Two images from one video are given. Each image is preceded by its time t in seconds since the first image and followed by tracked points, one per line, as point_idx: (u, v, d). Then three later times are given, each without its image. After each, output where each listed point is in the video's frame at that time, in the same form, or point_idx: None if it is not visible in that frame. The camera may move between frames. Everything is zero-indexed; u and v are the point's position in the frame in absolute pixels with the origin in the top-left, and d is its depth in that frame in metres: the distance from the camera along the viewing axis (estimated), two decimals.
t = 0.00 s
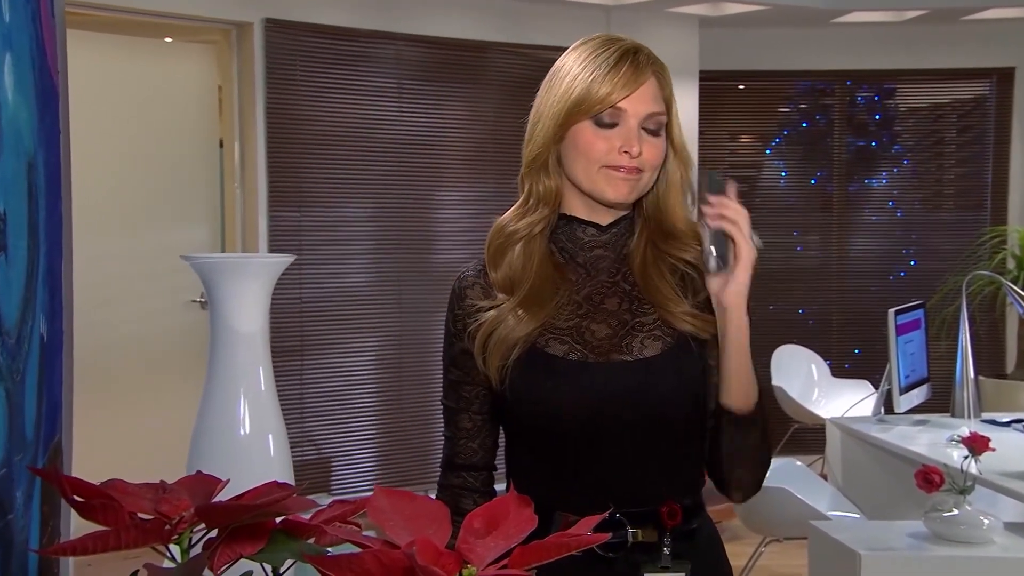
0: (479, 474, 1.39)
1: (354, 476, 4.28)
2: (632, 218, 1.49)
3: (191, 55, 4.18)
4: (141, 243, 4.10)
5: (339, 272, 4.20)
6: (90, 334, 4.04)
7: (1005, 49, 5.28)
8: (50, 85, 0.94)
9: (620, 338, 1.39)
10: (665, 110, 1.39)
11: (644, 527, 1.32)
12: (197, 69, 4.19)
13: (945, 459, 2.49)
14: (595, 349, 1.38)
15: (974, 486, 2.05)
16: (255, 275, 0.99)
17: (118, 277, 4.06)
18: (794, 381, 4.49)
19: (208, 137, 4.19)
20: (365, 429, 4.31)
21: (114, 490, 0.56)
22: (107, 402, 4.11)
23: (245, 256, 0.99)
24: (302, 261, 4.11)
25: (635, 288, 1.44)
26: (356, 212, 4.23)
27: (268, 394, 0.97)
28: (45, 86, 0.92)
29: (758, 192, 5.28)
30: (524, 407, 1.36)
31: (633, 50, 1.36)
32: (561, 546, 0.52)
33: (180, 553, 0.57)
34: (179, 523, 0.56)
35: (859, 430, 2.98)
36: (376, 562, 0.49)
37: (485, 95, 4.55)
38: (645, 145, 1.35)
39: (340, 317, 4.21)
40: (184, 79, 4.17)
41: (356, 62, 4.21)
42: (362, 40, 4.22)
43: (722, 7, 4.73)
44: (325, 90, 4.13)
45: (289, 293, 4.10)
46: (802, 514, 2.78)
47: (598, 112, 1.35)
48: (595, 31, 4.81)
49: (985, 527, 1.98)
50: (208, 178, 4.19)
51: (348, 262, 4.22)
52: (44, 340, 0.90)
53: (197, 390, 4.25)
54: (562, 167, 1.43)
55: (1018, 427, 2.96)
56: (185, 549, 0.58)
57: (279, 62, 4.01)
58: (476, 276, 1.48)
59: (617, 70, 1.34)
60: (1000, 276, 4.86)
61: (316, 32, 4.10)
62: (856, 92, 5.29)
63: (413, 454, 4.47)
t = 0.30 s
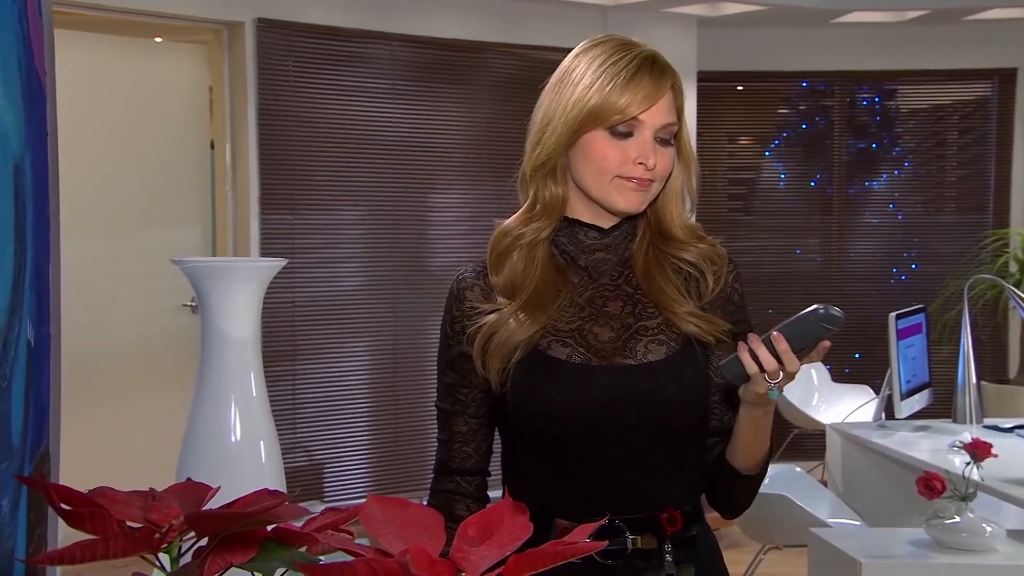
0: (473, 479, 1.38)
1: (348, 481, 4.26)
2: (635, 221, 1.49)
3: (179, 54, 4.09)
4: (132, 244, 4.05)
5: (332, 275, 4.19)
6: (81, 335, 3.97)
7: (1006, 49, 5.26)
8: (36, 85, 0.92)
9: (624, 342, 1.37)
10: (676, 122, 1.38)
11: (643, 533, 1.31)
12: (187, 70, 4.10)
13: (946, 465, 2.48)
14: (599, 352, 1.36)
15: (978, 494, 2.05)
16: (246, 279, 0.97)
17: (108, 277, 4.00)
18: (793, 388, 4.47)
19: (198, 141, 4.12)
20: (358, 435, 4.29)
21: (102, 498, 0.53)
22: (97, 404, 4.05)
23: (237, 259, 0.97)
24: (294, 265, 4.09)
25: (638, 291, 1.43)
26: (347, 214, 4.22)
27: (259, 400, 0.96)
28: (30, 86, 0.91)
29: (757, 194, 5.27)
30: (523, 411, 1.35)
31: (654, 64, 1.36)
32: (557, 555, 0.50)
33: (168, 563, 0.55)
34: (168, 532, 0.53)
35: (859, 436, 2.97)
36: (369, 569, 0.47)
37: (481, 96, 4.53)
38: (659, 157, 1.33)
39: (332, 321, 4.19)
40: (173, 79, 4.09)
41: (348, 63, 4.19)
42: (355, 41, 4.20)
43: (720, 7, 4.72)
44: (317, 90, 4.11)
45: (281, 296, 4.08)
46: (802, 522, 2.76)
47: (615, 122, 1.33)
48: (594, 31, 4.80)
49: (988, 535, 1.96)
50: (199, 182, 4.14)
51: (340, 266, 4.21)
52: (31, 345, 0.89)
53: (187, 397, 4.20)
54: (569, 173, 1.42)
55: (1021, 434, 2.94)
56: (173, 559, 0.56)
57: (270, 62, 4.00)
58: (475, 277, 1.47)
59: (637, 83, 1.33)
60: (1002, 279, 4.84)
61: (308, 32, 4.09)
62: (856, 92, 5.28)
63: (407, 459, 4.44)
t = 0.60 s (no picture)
0: (467, 487, 1.36)
1: (339, 490, 4.24)
2: (636, 227, 1.48)
3: (169, 55, 4.06)
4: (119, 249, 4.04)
5: (325, 281, 4.18)
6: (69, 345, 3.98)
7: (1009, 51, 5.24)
8: (24, 90, 0.91)
9: (624, 348, 1.35)
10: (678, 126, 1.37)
11: (643, 542, 1.30)
12: (174, 72, 4.07)
13: (947, 474, 2.47)
14: (598, 358, 1.34)
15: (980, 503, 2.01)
16: (235, 285, 0.97)
17: (96, 284, 4.00)
18: (793, 394, 4.46)
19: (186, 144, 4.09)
20: (350, 443, 4.28)
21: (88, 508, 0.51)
22: (85, 412, 4.05)
23: (227, 265, 0.97)
24: (285, 271, 4.08)
25: (640, 294, 1.42)
26: (341, 218, 4.20)
27: (250, 406, 0.95)
28: (17, 91, 0.89)
29: (756, 199, 5.27)
30: (520, 416, 1.33)
31: (656, 67, 1.34)
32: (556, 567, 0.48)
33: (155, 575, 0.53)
34: (155, 542, 0.51)
35: (861, 445, 2.95)
36: None
37: (475, 98, 4.51)
38: (659, 162, 1.32)
39: (323, 327, 4.17)
40: (162, 84, 4.07)
41: (340, 65, 4.16)
42: (348, 42, 4.17)
43: (719, 8, 4.70)
44: (309, 92, 4.09)
45: (271, 302, 4.06)
46: (802, 532, 2.74)
47: (615, 126, 1.32)
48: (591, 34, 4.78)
49: (988, 544, 1.95)
50: (187, 187, 4.09)
51: (330, 271, 4.19)
52: (17, 353, 0.87)
53: (172, 407, 4.19)
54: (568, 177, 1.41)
55: None
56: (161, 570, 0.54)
57: (262, 64, 3.97)
58: (473, 281, 1.45)
59: (639, 86, 1.32)
60: (1004, 285, 4.83)
61: (300, 33, 4.06)
62: (856, 94, 5.26)
63: (399, 467, 4.42)
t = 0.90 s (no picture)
0: (461, 492, 1.35)
1: (332, 497, 4.22)
2: (634, 228, 1.46)
3: (163, 56, 4.10)
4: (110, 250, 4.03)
5: (317, 283, 4.15)
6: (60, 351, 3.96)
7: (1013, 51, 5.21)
8: (11, 88, 0.89)
9: (621, 351, 1.34)
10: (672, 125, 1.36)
11: (641, 549, 1.28)
12: (169, 71, 4.10)
13: (950, 480, 2.46)
14: (595, 361, 1.33)
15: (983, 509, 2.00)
16: (227, 289, 0.99)
17: (84, 287, 3.98)
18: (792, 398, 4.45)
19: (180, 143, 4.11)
20: (344, 449, 4.26)
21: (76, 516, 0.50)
22: (73, 418, 4.02)
23: (217, 270, 0.98)
24: (277, 274, 4.06)
25: (639, 294, 1.41)
26: (334, 220, 4.18)
27: (241, 413, 0.97)
28: (3, 89, 0.87)
29: (755, 201, 5.26)
30: (516, 421, 1.31)
31: (646, 64, 1.33)
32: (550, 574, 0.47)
33: None
34: (145, 551, 0.50)
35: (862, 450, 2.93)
36: None
37: (472, 98, 4.49)
38: (654, 161, 1.30)
39: (315, 331, 4.15)
40: (155, 83, 4.10)
41: (334, 64, 4.14)
42: (341, 41, 4.15)
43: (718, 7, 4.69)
44: (302, 92, 4.07)
45: (263, 306, 4.03)
46: (802, 538, 2.73)
47: (607, 126, 1.31)
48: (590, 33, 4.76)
49: (993, 552, 1.93)
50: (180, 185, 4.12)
51: (323, 275, 4.17)
52: (3, 356, 0.85)
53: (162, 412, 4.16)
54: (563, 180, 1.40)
55: None
56: None
57: (255, 63, 3.94)
58: (468, 284, 1.44)
59: (630, 84, 1.30)
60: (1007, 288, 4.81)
61: (293, 32, 4.04)
62: (857, 95, 5.25)
63: (394, 474, 4.40)
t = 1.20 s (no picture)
0: (454, 498, 1.33)
1: (324, 503, 4.20)
2: (630, 229, 1.45)
3: (150, 53, 4.04)
4: (97, 252, 3.97)
5: (308, 286, 4.14)
6: (47, 356, 3.91)
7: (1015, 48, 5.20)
8: None
9: (616, 353, 1.33)
10: (666, 125, 1.34)
11: (639, 556, 1.26)
12: (155, 69, 4.05)
13: (953, 486, 2.45)
14: (590, 364, 1.32)
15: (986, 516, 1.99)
16: (220, 291, 1.02)
17: (81, 289, 3.94)
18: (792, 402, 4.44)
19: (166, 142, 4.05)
20: (337, 453, 4.24)
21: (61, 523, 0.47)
22: (59, 425, 3.97)
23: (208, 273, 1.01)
24: (267, 276, 4.04)
25: (635, 294, 1.40)
26: (327, 221, 4.17)
27: (230, 418, 1.01)
28: None
29: (755, 201, 5.24)
30: (510, 425, 1.30)
31: (637, 62, 1.31)
32: None
33: None
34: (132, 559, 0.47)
35: (863, 455, 2.92)
36: None
37: (466, 97, 4.47)
38: (647, 162, 1.29)
39: (306, 334, 4.13)
40: (140, 81, 4.03)
41: (326, 63, 4.13)
42: (332, 39, 4.14)
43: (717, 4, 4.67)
44: (294, 91, 4.06)
45: (254, 308, 4.03)
46: (802, 544, 2.71)
47: (600, 127, 1.29)
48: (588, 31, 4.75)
49: (996, 559, 1.91)
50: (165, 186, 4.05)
51: (317, 277, 4.16)
52: None
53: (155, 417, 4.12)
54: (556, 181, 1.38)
55: None
56: None
57: (244, 62, 3.93)
58: (461, 286, 1.42)
59: (621, 83, 1.29)
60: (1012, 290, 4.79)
61: (284, 30, 4.03)
62: (856, 93, 5.22)
63: (387, 479, 4.37)
